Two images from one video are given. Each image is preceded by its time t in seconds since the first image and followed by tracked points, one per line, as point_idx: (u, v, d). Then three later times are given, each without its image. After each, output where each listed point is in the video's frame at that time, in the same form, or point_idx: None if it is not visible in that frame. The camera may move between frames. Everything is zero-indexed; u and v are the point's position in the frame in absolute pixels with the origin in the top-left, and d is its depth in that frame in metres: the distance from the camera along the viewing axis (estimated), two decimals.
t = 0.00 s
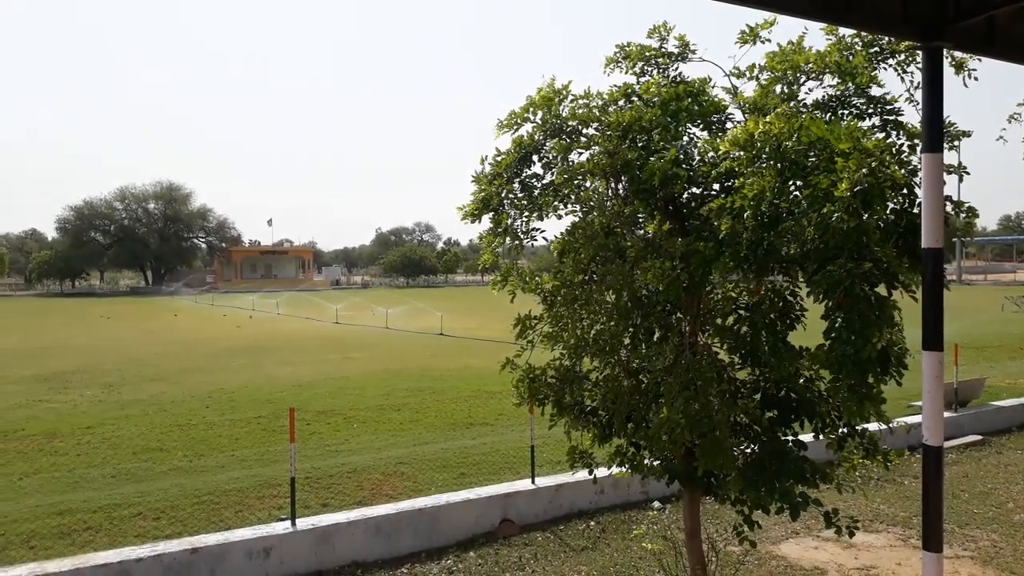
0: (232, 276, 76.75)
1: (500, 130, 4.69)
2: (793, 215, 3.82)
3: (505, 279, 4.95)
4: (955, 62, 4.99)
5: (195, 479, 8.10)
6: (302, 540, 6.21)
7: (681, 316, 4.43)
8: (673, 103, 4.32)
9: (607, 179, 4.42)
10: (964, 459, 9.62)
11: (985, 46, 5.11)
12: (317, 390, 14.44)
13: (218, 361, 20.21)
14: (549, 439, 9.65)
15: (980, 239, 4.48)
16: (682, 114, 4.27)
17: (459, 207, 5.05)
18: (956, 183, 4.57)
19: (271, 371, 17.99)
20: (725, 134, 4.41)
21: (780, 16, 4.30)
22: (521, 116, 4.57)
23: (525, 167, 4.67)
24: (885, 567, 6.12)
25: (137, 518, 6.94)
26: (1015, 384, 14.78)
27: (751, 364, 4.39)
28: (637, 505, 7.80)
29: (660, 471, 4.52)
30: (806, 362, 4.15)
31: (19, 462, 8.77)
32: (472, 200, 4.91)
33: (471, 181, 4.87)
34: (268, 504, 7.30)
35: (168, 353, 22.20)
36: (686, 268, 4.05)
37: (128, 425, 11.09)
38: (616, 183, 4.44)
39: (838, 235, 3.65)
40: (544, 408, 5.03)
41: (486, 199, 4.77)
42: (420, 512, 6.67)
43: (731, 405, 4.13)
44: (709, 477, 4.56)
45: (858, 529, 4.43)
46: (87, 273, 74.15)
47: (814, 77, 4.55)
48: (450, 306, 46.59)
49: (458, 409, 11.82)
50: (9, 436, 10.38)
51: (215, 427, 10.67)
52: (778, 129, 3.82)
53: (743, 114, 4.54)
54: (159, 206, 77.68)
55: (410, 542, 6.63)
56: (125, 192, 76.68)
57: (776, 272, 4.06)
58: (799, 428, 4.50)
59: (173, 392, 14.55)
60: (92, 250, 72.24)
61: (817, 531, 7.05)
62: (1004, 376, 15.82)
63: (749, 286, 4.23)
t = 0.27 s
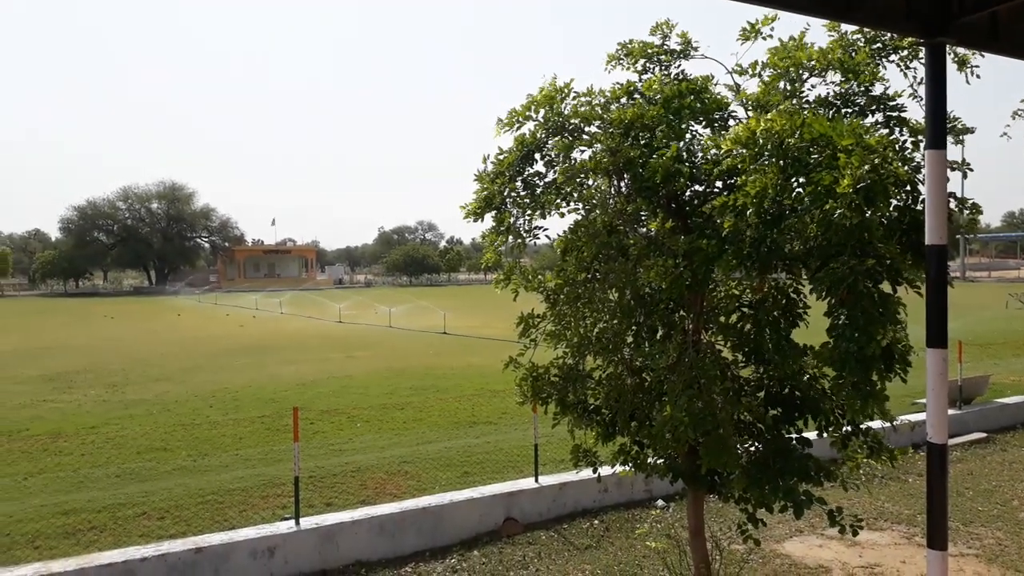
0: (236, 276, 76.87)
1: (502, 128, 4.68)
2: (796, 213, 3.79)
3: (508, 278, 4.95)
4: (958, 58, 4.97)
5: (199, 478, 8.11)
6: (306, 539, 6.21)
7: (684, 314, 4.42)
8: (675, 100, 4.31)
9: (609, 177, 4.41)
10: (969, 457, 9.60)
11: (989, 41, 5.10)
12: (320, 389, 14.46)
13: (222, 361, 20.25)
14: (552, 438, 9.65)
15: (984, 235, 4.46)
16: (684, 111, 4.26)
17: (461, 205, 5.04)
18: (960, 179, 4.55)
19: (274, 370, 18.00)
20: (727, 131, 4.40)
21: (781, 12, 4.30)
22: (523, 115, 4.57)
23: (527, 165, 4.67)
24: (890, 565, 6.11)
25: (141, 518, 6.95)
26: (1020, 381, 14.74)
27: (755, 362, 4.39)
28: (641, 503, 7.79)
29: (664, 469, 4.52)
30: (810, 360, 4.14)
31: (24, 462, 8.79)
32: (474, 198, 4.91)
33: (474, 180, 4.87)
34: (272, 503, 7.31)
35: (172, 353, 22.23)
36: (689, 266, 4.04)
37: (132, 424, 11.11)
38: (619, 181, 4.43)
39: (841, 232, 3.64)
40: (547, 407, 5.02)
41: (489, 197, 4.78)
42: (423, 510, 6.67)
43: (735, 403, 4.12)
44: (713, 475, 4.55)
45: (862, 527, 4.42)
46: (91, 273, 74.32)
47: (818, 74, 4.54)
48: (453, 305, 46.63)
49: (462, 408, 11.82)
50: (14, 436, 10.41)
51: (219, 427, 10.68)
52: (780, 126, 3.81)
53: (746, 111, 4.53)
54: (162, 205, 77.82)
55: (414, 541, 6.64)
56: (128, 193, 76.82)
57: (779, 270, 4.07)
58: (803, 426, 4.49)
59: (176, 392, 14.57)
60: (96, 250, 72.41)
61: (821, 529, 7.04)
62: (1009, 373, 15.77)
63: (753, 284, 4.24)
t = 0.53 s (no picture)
0: (239, 278, 76.98)
1: (504, 132, 4.69)
2: (798, 214, 3.79)
3: (511, 280, 4.95)
4: (962, 58, 4.96)
5: (203, 480, 8.12)
6: (309, 542, 6.21)
7: (688, 316, 4.42)
8: (678, 102, 4.31)
9: (612, 178, 4.41)
10: (973, 458, 9.57)
11: (993, 42, 5.09)
12: (323, 391, 14.47)
13: (226, 363, 20.28)
14: (555, 440, 9.64)
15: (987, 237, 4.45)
16: (687, 113, 4.26)
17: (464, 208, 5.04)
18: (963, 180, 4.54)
19: (278, 372, 18.02)
20: (731, 133, 4.40)
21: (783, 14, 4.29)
22: (526, 117, 4.57)
23: (529, 168, 4.67)
24: (894, 567, 6.09)
25: (145, 520, 6.96)
26: None
27: (759, 364, 4.38)
28: (645, 505, 7.78)
29: (668, 471, 4.51)
30: (814, 362, 4.13)
31: (28, 465, 8.81)
32: (478, 201, 4.91)
33: (477, 182, 4.87)
34: (275, 505, 7.32)
35: (176, 355, 22.27)
36: (692, 267, 4.04)
37: (136, 427, 11.13)
38: (622, 183, 4.43)
39: (844, 234, 3.63)
40: (551, 409, 5.02)
41: (492, 200, 4.78)
42: (427, 512, 6.67)
43: (739, 405, 4.12)
44: (717, 477, 4.55)
45: (867, 529, 4.41)
46: (95, 275, 74.50)
47: (821, 75, 4.53)
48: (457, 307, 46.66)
49: (465, 410, 11.82)
50: (19, 438, 10.43)
51: (223, 429, 10.69)
52: (783, 127, 3.81)
53: (749, 112, 4.52)
54: (166, 208, 77.99)
55: (418, 543, 6.64)
56: (132, 195, 76.99)
57: (782, 272, 4.06)
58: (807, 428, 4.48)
59: (180, 394, 14.60)
60: (100, 252, 72.58)
61: (825, 531, 7.02)
62: (1013, 375, 15.73)
63: (755, 285, 4.23)
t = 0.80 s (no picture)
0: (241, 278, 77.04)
1: (505, 131, 4.67)
2: (801, 214, 3.79)
3: (512, 280, 4.92)
4: (964, 57, 4.94)
5: (204, 480, 8.12)
6: (311, 542, 6.21)
7: (690, 316, 4.41)
8: (680, 101, 4.30)
9: (613, 178, 4.40)
10: (976, 458, 9.57)
11: (995, 40, 5.07)
12: (325, 391, 14.46)
13: (228, 362, 20.28)
14: (557, 440, 9.64)
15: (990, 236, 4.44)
16: (689, 112, 4.26)
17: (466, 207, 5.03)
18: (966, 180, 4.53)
19: (279, 372, 18.02)
20: (732, 132, 4.39)
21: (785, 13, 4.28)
22: (527, 117, 4.55)
23: (531, 167, 4.66)
24: (897, 568, 6.08)
25: (147, 520, 6.96)
26: None
27: (760, 364, 4.38)
28: (647, 505, 7.78)
29: (670, 471, 4.50)
30: (816, 362, 4.12)
31: (29, 465, 8.81)
32: (479, 200, 4.89)
33: (478, 182, 4.86)
34: (277, 505, 7.31)
35: (177, 355, 22.28)
36: (694, 267, 4.03)
37: (138, 427, 11.13)
38: (623, 182, 4.42)
39: (846, 233, 3.61)
40: (552, 409, 5.01)
41: (493, 200, 4.76)
42: (429, 512, 6.66)
43: (741, 405, 4.11)
44: (719, 477, 4.53)
45: (869, 529, 4.40)
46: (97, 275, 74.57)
47: (823, 75, 4.52)
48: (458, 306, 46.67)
49: (467, 410, 11.82)
50: (21, 438, 10.44)
51: (225, 429, 10.69)
52: (785, 127, 3.80)
53: (751, 112, 4.52)
54: (168, 208, 78.05)
55: (420, 543, 6.63)
56: (133, 195, 77.04)
57: (784, 271, 4.05)
58: (809, 428, 4.48)
59: (182, 394, 14.60)
60: (102, 252, 72.66)
61: (827, 531, 7.01)
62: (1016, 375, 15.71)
63: (758, 285, 4.23)
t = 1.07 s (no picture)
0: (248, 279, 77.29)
1: (512, 130, 4.65)
2: (809, 213, 3.78)
3: (520, 279, 4.92)
4: (973, 56, 4.92)
5: (213, 480, 8.14)
6: (319, 542, 6.22)
7: (698, 316, 4.41)
8: (688, 100, 4.30)
9: (621, 179, 4.40)
10: (986, 459, 9.52)
11: (1007, 39, 5.05)
12: (333, 392, 14.49)
13: (236, 363, 20.35)
14: (565, 440, 9.63)
15: (1000, 236, 4.42)
16: (697, 112, 4.25)
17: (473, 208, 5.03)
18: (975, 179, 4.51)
19: (287, 372, 18.07)
20: (740, 132, 4.39)
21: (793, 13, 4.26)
22: (535, 116, 4.53)
23: (538, 168, 4.65)
24: (906, 568, 6.05)
25: (156, 520, 6.98)
26: None
27: (768, 364, 4.37)
28: (654, 505, 7.76)
29: (678, 471, 4.49)
30: (824, 362, 4.12)
31: (39, 465, 8.86)
32: (486, 201, 4.89)
33: (485, 182, 4.86)
34: (285, 505, 7.33)
35: (186, 356, 22.36)
36: (702, 267, 4.02)
37: (147, 427, 11.18)
38: (631, 183, 4.42)
39: (855, 233, 3.60)
40: (560, 409, 5.00)
41: (500, 200, 4.76)
42: (436, 513, 6.67)
43: (749, 405, 4.10)
44: (727, 477, 4.53)
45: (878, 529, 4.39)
46: (105, 276, 74.92)
47: (831, 74, 4.52)
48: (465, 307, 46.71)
49: (474, 410, 11.83)
50: (31, 438, 10.49)
51: (233, 429, 10.73)
52: (793, 126, 3.79)
53: (759, 111, 4.51)
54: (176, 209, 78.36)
55: (428, 543, 6.64)
56: (141, 196, 77.33)
57: (793, 271, 4.04)
58: (817, 428, 4.47)
59: (190, 394, 14.65)
60: (110, 253, 73.01)
61: (836, 531, 6.99)
62: None
63: (766, 285, 4.22)
